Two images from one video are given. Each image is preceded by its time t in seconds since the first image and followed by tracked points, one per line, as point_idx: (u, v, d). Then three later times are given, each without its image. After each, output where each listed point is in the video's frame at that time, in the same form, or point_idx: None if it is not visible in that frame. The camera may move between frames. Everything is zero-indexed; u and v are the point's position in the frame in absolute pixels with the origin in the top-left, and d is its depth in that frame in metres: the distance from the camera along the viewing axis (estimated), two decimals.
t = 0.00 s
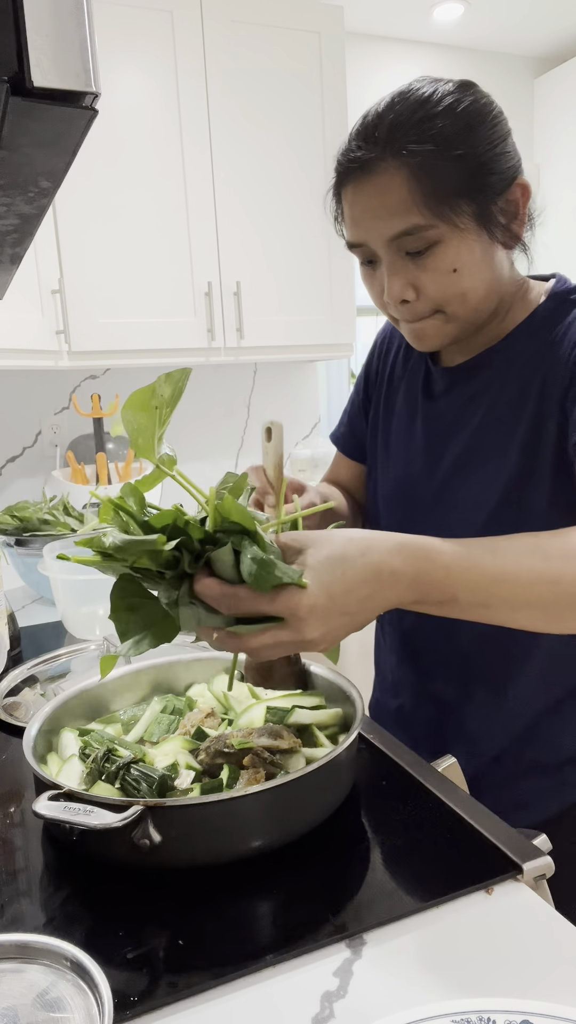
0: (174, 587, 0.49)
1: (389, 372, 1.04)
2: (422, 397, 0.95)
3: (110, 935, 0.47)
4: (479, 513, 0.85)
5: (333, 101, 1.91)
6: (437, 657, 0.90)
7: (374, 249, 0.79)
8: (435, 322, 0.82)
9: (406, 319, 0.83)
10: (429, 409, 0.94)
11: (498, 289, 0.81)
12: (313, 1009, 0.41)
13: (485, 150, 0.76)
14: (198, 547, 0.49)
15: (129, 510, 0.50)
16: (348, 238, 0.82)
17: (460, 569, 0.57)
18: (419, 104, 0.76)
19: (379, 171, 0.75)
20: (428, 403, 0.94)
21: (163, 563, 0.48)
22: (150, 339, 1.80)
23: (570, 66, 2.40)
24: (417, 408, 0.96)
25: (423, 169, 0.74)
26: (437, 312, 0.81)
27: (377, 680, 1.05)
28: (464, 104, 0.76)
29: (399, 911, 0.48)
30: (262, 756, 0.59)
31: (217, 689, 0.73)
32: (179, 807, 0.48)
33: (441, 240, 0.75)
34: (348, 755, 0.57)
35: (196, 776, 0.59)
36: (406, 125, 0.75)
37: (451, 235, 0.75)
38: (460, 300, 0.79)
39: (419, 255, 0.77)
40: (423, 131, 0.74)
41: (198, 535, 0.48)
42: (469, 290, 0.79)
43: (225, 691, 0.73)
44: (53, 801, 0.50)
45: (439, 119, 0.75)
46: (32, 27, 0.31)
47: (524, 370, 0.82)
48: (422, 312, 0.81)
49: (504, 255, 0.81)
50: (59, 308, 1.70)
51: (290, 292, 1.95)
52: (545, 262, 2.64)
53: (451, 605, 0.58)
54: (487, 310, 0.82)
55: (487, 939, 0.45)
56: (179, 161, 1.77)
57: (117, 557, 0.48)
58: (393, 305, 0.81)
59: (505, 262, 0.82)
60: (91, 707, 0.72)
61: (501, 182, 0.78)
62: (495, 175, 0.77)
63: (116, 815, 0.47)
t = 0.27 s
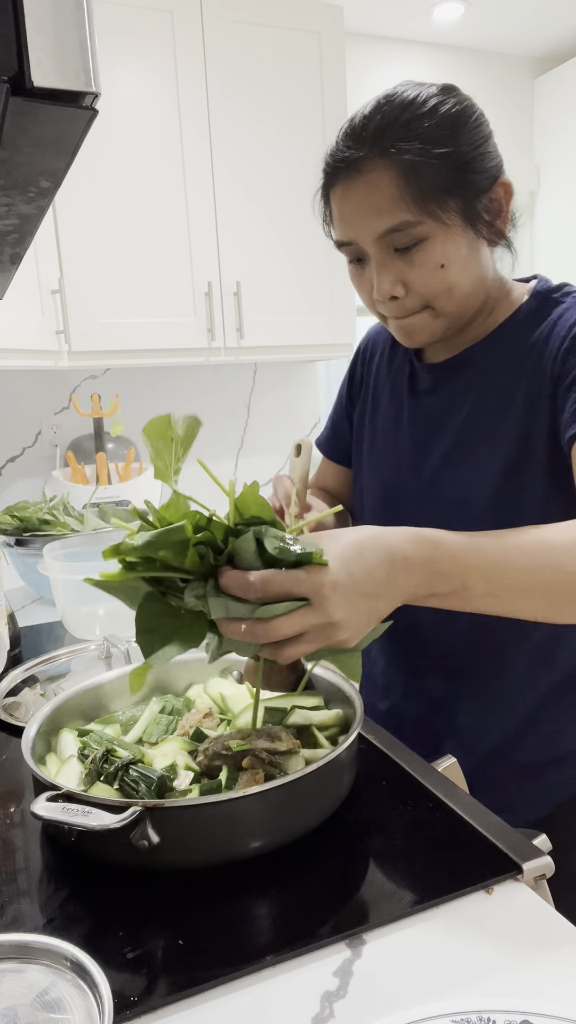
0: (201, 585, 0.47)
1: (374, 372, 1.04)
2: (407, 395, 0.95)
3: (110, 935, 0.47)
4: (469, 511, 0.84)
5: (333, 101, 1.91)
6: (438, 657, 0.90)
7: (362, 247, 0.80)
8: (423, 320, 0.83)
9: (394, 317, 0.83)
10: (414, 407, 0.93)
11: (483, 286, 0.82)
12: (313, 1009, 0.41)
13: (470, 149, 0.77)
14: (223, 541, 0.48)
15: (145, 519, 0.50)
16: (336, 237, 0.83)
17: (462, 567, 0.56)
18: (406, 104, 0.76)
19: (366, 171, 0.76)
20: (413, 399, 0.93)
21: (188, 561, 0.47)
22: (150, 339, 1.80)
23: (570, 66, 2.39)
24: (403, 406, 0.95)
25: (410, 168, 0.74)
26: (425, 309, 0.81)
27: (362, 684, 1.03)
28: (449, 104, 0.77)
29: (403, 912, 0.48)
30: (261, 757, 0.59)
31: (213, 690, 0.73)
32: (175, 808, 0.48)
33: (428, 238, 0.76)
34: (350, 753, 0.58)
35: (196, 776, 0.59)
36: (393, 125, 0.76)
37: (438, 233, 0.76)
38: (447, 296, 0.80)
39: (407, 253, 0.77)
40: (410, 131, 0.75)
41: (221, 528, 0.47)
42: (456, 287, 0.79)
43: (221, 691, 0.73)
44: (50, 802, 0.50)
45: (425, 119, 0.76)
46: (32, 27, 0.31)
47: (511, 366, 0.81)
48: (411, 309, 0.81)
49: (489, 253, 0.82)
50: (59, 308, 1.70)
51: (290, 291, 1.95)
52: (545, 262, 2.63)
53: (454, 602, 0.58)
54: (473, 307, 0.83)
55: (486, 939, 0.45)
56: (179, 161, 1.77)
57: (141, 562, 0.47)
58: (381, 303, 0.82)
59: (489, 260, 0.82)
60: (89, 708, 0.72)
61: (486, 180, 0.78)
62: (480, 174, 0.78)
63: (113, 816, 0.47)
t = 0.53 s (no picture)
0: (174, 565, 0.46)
1: (355, 378, 1.04)
2: (388, 396, 0.94)
3: (110, 936, 0.47)
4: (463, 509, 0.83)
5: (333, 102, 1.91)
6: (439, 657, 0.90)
7: (338, 244, 0.82)
8: (398, 314, 0.84)
9: (370, 312, 0.85)
10: (395, 408, 0.92)
11: (455, 281, 0.83)
12: (313, 1009, 0.41)
13: (439, 146, 0.79)
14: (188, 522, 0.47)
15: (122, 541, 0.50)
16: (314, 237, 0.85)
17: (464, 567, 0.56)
18: (375, 106, 0.79)
19: (338, 170, 0.79)
20: (394, 401, 0.93)
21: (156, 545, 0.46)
22: (150, 339, 1.80)
23: (571, 66, 2.39)
24: (385, 408, 0.94)
25: (379, 164, 0.76)
26: (400, 303, 0.83)
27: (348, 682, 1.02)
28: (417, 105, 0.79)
29: (402, 913, 0.47)
30: (249, 769, 0.59)
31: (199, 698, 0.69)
32: (160, 822, 0.48)
33: (398, 232, 0.78)
34: (345, 754, 0.57)
35: (183, 787, 0.59)
36: (363, 125, 0.78)
37: (408, 227, 0.78)
38: (419, 290, 0.81)
39: (379, 248, 0.79)
40: (378, 131, 0.78)
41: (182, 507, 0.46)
42: (428, 280, 0.81)
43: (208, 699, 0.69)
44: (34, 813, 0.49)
45: (394, 119, 0.78)
46: (33, 27, 0.31)
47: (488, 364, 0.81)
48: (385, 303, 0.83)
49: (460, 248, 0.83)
50: (59, 308, 1.70)
51: (290, 291, 1.95)
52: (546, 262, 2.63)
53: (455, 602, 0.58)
54: (447, 300, 0.84)
55: (486, 938, 0.45)
56: (179, 160, 1.77)
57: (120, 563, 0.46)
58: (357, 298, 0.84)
59: (459, 256, 0.84)
60: (80, 712, 0.72)
61: (456, 177, 0.80)
62: (450, 170, 0.80)
63: (99, 830, 0.46)
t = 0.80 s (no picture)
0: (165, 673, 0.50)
1: (345, 384, 1.04)
2: (374, 398, 0.93)
3: (110, 935, 0.47)
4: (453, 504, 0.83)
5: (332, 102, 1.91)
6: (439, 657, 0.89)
7: (321, 244, 0.84)
8: (380, 312, 0.85)
9: (353, 310, 0.86)
10: (381, 408, 0.92)
11: (435, 280, 0.84)
12: (313, 1009, 0.41)
13: (416, 148, 0.81)
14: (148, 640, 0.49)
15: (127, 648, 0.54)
16: (299, 239, 0.88)
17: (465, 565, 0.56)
18: (355, 112, 0.82)
19: (319, 171, 0.81)
20: (381, 400, 0.92)
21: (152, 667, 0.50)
22: (150, 339, 1.80)
23: (571, 66, 2.39)
24: (372, 408, 0.94)
25: (357, 163, 0.79)
26: (381, 301, 0.84)
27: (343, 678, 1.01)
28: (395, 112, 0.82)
29: (401, 914, 0.47)
30: (245, 772, 0.53)
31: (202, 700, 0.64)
32: (154, 826, 0.47)
33: (376, 229, 0.80)
34: (345, 754, 0.57)
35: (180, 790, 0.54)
36: (343, 128, 0.81)
37: (386, 225, 0.80)
38: (400, 285, 0.82)
39: (359, 245, 0.81)
40: (357, 133, 0.80)
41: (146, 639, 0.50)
42: (408, 277, 0.82)
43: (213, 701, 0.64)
44: (27, 816, 0.49)
45: (372, 123, 0.81)
46: (33, 27, 0.31)
47: (465, 362, 0.81)
48: (367, 300, 0.84)
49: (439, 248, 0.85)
50: (59, 308, 1.70)
51: (290, 291, 1.95)
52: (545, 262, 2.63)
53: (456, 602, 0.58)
54: (429, 298, 0.85)
55: (485, 938, 0.45)
56: (179, 160, 1.77)
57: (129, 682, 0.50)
58: (339, 296, 0.85)
59: (440, 256, 0.85)
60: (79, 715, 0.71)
61: (433, 179, 0.82)
62: (427, 172, 0.82)
63: (93, 833, 0.45)
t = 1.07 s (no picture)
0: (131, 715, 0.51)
1: (344, 383, 1.04)
2: (373, 397, 0.93)
3: (110, 936, 0.47)
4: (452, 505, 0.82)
5: (333, 102, 1.91)
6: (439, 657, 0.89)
7: (332, 227, 0.84)
8: (385, 301, 0.85)
9: (359, 297, 0.86)
10: (380, 407, 0.92)
11: (442, 276, 0.84)
12: (313, 1009, 0.41)
13: (434, 141, 0.81)
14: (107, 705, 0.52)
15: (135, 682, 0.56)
16: (309, 223, 0.87)
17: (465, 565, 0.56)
18: (376, 102, 0.83)
19: (336, 153, 0.81)
20: (379, 398, 0.92)
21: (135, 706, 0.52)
22: (150, 339, 1.80)
23: (571, 66, 2.39)
24: (371, 407, 0.94)
25: (377, 148, 0.79)
26: (388, 288, 0.83)
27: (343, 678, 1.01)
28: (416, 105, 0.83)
29: (401, 914, 0.47)
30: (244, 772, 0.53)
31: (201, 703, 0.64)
32: (155, 826, 0.47)
33: (391, 215, 0.80)
34: (345, 754, 0.57)
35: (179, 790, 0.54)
36: (364, 115, 0.81)
37: (401, 212, 0.80)
38: (409, 274, 0.82)
39: (372, 229, 0.81)
40: (378, 120, 0.81)
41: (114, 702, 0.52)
42: (418, 267, 0.82)
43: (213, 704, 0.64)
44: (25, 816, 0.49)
45: (393, 112, 0.81)
46: (33, 27, 0.31)
47: (457, 360, 0.81)
48: (374, 286, 0.83)
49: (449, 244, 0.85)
50: (59, 308, 1.70)
51: (290, 291, 1.95)
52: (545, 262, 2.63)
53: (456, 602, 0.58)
54: (435, 292, 0.85)
55: (485, 938, 0.45)
56: (180, 160, 1.77)
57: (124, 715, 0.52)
58: (346, 281, 0.84)
59: (448, 254, 0.85)
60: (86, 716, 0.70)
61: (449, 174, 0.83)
62: (444, 166, 0.82)
63: (93, 832, 0.45)
